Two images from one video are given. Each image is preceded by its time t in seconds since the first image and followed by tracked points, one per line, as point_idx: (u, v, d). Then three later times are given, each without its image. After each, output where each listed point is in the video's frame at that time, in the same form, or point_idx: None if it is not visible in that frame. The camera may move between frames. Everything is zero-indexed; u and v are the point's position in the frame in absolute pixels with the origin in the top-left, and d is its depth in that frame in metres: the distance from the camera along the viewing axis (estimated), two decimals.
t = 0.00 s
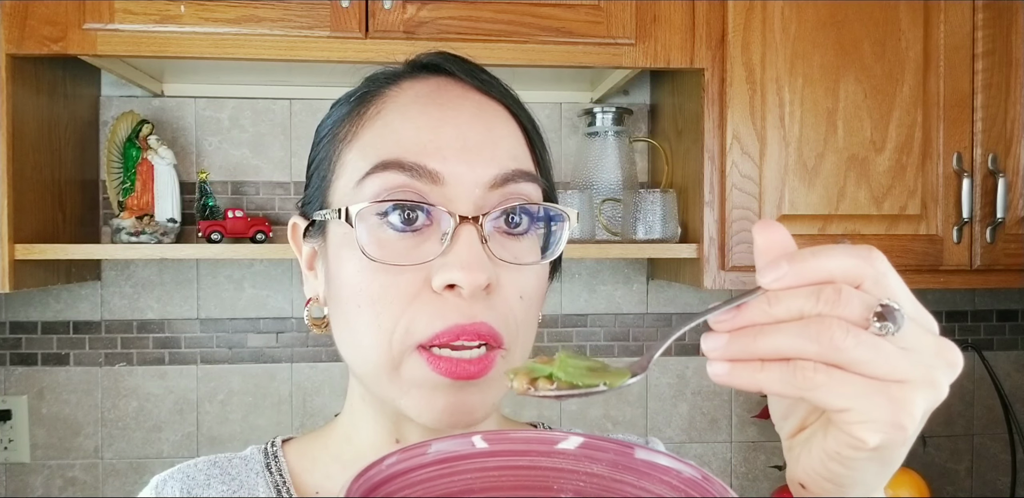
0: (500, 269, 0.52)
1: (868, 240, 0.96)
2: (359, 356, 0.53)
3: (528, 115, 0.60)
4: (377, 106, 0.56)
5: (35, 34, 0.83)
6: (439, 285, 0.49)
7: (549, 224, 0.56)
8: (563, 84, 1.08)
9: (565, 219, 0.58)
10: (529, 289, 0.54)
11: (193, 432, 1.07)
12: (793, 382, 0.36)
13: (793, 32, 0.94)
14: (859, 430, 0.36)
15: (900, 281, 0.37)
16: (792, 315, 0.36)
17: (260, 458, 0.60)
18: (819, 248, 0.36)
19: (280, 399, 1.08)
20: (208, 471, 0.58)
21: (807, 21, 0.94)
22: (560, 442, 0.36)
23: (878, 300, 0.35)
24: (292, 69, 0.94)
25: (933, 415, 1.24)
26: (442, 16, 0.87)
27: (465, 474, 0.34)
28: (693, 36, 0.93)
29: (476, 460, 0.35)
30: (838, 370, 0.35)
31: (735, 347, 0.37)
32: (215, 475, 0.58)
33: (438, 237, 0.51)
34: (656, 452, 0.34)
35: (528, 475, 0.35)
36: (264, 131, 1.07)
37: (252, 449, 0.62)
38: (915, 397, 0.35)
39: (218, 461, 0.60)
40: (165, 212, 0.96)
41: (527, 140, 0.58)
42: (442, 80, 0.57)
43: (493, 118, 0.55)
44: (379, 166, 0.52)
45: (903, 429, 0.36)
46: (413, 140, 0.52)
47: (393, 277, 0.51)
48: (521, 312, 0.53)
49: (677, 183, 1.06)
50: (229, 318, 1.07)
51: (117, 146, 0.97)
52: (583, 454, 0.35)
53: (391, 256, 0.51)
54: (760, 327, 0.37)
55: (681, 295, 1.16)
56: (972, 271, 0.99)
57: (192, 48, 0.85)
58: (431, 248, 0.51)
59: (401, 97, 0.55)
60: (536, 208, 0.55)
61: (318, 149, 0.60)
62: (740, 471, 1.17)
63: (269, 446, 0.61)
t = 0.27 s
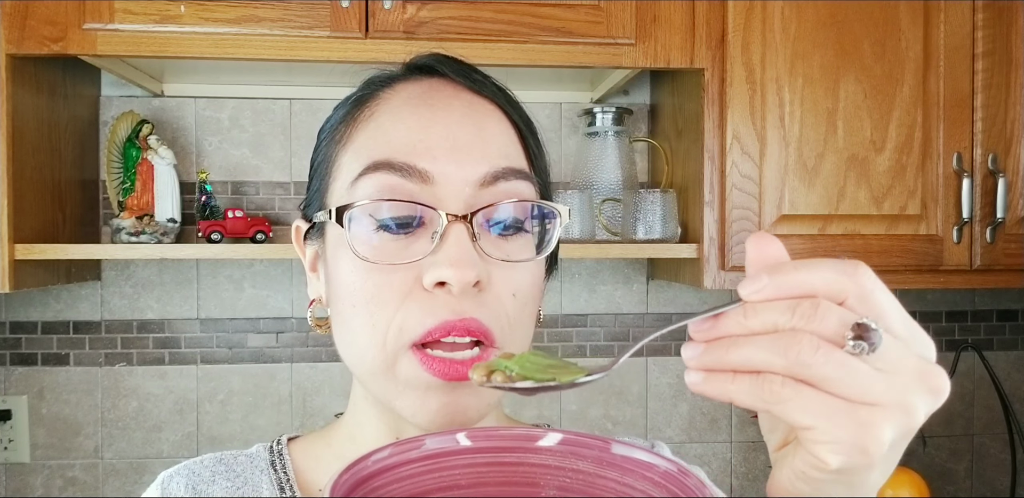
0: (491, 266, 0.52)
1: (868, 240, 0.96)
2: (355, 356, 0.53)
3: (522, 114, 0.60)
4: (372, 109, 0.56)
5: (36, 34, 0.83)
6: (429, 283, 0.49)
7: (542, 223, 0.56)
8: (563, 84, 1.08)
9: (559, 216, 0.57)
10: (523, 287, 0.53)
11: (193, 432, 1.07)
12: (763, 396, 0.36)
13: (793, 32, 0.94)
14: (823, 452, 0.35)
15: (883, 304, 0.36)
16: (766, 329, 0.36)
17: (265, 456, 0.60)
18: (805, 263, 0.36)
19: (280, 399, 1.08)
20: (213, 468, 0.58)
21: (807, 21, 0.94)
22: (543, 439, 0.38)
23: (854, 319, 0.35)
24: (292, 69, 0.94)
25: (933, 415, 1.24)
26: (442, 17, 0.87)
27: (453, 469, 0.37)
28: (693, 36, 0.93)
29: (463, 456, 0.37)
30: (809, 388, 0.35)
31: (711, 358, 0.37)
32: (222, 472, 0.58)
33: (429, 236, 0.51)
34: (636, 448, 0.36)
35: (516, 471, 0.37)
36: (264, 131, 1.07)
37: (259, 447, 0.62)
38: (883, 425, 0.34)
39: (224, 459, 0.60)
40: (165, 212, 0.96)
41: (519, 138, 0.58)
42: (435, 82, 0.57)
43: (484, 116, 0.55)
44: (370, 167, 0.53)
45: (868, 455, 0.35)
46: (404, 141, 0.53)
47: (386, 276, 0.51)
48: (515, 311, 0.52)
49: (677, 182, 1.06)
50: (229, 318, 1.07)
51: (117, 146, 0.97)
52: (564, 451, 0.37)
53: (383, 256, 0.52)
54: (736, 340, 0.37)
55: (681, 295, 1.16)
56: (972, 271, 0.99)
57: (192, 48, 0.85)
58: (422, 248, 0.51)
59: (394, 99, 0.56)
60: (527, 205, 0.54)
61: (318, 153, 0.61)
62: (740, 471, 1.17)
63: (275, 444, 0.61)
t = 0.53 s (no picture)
0: (489, 260, 0.51)
1: (868, 240, 0.96)
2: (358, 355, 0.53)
3: (517, 112, 0.60)
4: (367, 110, 0.57)
5: (36, 34, 0.83)
6: (428, 279, 0.49)
7: (541, 216, 0.55)
8: (563, 84, 1.08)
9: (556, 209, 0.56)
10: (519, 285, 0.52)
11: (193, 433, 1.07)
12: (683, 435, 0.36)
13: (793, 32, 0.94)
14: None
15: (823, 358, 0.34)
16: (695, 370, 0.35)
17: (270, 453, 0.62)
18: (742, 306, 0.35)
19: (280, 399, 1.08)
20: (219, 466, 0.62)
21: (806, 22, 0.94)
22: (511, 446, 0.36)
23: (776, 373, 0.34)
24: (292, 68, 0.94)
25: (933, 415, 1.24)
26: (442, 17, 0.87)
27: (428, 475, 0.35)
28: (693, 37, 0.93)
29: (439, 462, 0.35)
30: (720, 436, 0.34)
31: (646, 391, 0.37)
32: (229, 469, 0.61)
33: (427, 230, 0.51)
34: (597, 454, 0.35)
35: (490, 476, 0.36)
36: (264, 131, 1.07)
37: (267, 444, 0.64)
38: (785, 488, 0.33)
39: (231, 456, 0.63)
40: (165, 212, 0.96)
41: (515, 133, 0.58)
42: (430, 82, 0.58)
43: (478, 112, 0.56)
44: (367, 164, 0.53)
45: None
46: (399, 139, 0.53)
47: (385, 273, 0.51)
48: (514, 307, 0.52)
49: (678, 183, 1.06)
50: (229, 318, 1.07)
51: (117, 146, 0.97)
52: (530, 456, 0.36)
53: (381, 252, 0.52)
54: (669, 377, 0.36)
55: (681, 295, 1.16)
56: (972, 271, 0.99)
57: (192, 48, 0.85)
58: (420, 242, 0.51)
59: (389, 99, 0.56)
60: (526, 198, 0.54)
61: (316, 156, 0.62)
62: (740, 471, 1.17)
63: (283, 441, 0.63)
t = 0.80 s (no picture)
0: (485, 263, 0.52)
1: (868, 240, 0.96)
2: (352, 356, 0.53)
3: (513, 112, 0.60)
4: (362, 111, 0.57)
5: (35, 34, 0.83)
6: (422, 280, 0.49)
7: (536, 217, 0.55)
8: (563, 84, 1.08)
9: (549, 210, 0.56)
10: (517, 283, 0.53)
11: (193, 433, 1.07)
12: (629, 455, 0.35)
13: (793, 32, 0.94)
14: None
15: (760, 393, 0.32)
16: (639, 394, 0.35)
17: (272, 454, 0.62)
18: (678, 337, 0.34)
19: (280, 399, 1.08)
20: (221, 468, 0.62)
21: (806, 21, 0.94)
22: (493, 453, 0.33)
23: (707, 405, 0.32)
24: (292, 69, 0.94)
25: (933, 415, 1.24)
26: (441, 17, 0.87)
27: (415, 480, 0.32)
28: (693, 37, 0.93)
29: (426, 467, 0.32)
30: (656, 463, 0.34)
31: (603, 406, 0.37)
32: (232, 471, 0.62)
33: (421, 234, 0.51)
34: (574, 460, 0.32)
35: (471, 483, 0.33)
36: (264, 131, 1.07)
37: (271, 445, 0.64)
38: None
39: (233, 458, 0.64)
40: (165, 212, 0.96)
41: (510, 134, 0.58)
42: (424, 82, 0.57)
43: (473, 112, 0.55)
44: (362, 168, 0.53)
45: None
46: (393, 140, 0.53)
47: (379, 276, 0.51)
48: (511, 305, 0.52)
49: (677, 182, 1.06)
50: (229, 318, 1.07)
51: (117, 146, 0.97)
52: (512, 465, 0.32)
53: (375, 257, 0.52)
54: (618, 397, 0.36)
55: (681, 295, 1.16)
56: (972, 271, 0.99)
57: (192, 49, 0.85)
58: (414, 246, 0.51)
59: (383, 100, 0.56)
60: (519, 202, 0.54)
61: (312, 157, 0.62)
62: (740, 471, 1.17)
63: (284, 443, 0.63)
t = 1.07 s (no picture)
0: (451, 258, 0.52)
1: (868, 240, 0.96)
2: (312, 358, 0.53)
3: (485, 103, 0.60)
4: (325, 98, 0.57)
5: (35, 34, 0.83)
6: (382, 275, 0.50)
7: (506, 213, 0.56)
8: (563, 84, 1.08)
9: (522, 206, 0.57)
10: (486, 284, 0.53)
11: (193, 433, 1.07)
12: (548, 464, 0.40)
13: (793, 32, 0.94)
14: None
15: (642, 408, 0.36)
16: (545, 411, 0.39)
17: (226, 463, 0.61)
18: (574, 345, 0.36)
19: (280, 399, 1.08)
20: (172, 478, 0.62)
21: (806, 21, 0.94)
22: (446, 459, 0.44)
23: (599, 417, 0.36)
24: (292, 69, 0.94)
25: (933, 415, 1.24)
26: (441, 17, 0.88)
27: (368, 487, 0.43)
28: (693, 37, 0.93)
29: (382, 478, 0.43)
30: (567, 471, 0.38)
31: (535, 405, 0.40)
32: (181, 481, 0.61)
33: (382, 225, 0.52)
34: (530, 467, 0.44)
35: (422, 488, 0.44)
36: (264, 131, 1.07)
37: (223, 451, 0.63)
38: None
39: (186, 467, 0.63)
40: (165, 212, 0.96)
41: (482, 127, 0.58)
42: (392, 70, 0.58)
43: (440, 101, 0.56)
44: (322, 154, 0.54)
45: None
46: (353, 127, 0.54)
47: (337, 270, 0.51)
48: (475, 307, 0.53)
49: (677, 182, 1.06)
50: (229, 318, 1.07)
51: (117, 146, 0.97)
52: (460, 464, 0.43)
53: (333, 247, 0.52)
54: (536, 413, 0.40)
55: (681, 295, 1.16)
56: (972, 271, 0.99)
57: (192, 49, 0.85)
58: (375, 237, 0.52)
59: (348, 87, 0.57)
60: (490, 196, 0.55)
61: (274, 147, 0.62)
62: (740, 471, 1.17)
63: (239, 450, 0.63)
